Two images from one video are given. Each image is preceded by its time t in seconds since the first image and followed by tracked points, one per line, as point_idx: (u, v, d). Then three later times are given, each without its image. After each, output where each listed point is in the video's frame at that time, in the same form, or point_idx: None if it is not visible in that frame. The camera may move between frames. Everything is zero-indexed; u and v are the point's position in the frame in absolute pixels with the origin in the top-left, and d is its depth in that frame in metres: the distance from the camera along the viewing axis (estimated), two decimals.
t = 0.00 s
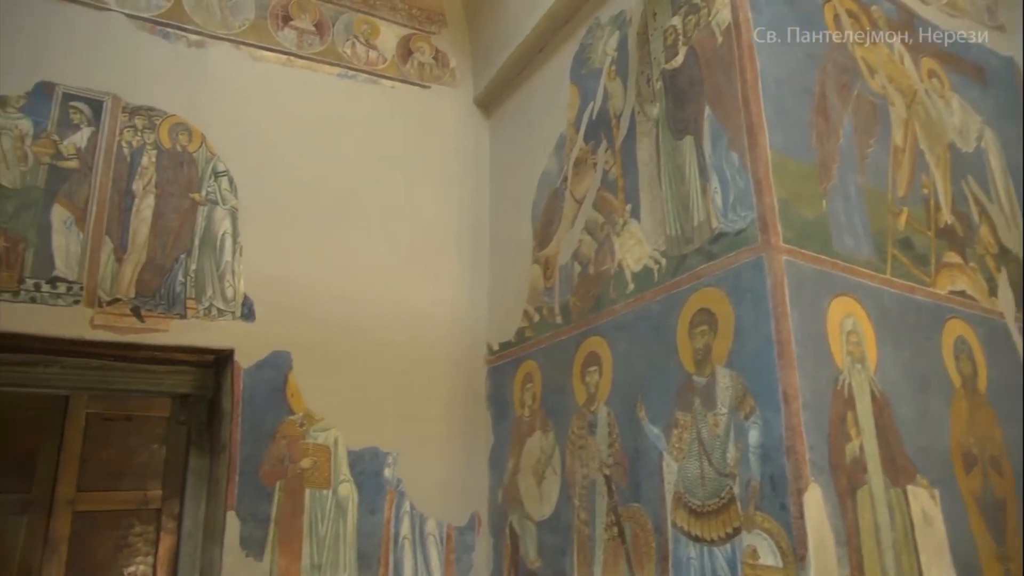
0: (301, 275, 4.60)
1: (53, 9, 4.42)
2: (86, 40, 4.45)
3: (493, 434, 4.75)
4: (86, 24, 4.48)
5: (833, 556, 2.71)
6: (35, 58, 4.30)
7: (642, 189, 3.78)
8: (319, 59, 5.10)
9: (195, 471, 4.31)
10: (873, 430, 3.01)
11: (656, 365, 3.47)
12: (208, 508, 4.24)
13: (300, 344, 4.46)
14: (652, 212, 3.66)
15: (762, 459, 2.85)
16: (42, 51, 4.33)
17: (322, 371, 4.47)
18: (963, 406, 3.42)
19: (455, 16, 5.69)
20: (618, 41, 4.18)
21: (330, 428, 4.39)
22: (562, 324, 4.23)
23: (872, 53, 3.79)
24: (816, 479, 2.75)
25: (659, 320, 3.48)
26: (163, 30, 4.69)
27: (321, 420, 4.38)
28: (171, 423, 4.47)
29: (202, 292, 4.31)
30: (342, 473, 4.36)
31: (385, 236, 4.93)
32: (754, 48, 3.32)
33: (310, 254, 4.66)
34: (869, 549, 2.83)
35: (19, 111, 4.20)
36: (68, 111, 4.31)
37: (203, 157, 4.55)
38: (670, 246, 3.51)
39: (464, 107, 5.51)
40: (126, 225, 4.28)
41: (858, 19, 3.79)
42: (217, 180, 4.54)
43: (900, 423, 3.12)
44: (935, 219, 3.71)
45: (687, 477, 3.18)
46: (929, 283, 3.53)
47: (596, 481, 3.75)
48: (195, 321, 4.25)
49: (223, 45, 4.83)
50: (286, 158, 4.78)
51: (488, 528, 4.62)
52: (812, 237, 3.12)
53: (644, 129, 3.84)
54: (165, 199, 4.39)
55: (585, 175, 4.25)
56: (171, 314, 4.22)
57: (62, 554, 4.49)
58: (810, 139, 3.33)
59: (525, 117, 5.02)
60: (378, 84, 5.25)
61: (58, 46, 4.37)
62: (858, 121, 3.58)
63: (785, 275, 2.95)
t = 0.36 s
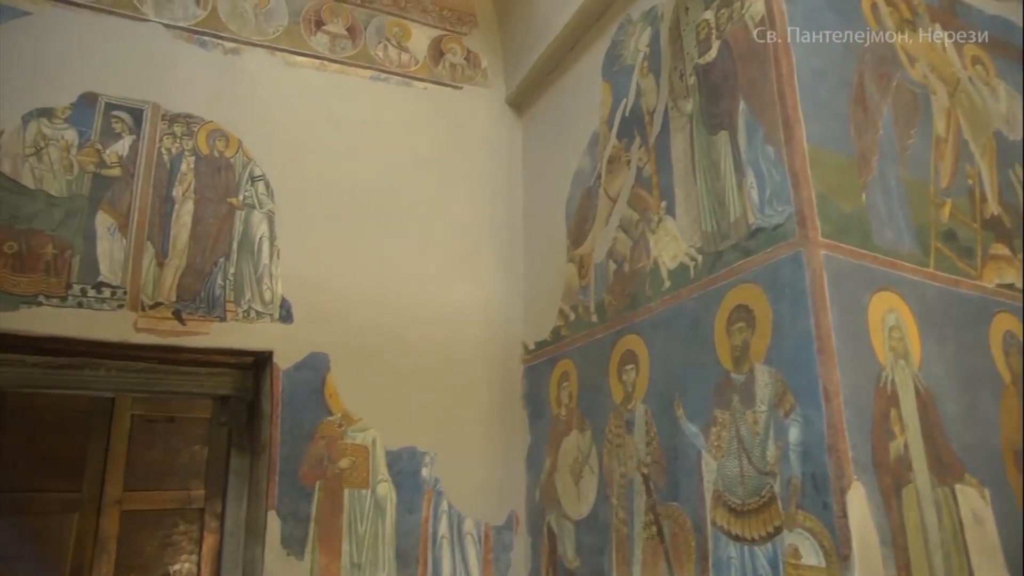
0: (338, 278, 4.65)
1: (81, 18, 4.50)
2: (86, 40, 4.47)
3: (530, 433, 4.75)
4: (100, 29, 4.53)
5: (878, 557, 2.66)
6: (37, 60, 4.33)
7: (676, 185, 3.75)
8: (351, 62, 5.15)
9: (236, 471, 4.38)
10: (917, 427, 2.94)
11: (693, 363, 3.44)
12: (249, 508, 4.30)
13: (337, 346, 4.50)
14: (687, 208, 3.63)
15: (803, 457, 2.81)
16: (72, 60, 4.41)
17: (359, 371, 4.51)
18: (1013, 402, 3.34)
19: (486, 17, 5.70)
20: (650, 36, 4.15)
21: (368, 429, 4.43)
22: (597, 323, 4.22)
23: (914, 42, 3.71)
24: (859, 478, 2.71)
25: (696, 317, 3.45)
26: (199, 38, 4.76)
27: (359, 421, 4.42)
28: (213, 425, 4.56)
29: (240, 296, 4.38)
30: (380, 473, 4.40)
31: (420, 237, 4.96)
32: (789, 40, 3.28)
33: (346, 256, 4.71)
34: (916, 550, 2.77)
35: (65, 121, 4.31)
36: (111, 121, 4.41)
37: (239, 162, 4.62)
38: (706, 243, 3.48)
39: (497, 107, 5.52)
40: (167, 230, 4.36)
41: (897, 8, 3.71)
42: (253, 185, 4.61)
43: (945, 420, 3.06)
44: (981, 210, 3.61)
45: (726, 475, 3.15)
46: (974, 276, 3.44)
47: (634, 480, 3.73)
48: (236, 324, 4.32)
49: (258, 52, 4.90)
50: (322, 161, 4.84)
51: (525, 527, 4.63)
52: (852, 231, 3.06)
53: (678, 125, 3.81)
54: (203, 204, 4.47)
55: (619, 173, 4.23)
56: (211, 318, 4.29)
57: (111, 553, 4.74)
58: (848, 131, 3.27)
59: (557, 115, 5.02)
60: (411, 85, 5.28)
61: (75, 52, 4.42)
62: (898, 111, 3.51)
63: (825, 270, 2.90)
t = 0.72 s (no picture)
0: (375, 279, 4.68)
1: (124, 29, 4.61)
2: (117, 48, 4.55)
3: (569, 432, 4.75)
4: (143, 40, 4.63)
5: (928, 557, 2.59)
6: (58, 69, 4.38)
7: (714, 181, 3.71)
8: (385, 65, 5.18)
9: (280, 471, 4.45)
10: (968, 424, 2.76)
11: (734, 360, 3.40)
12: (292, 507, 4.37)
13: (376, 347, 4.54)
14: (725, 204, 3.59)
15: (848, 455, 2.76)
16: (117, 70, 4.52)
17: (397, 371, 4.54)
18: None
19: (518, 16, 5.70)
20: (685, 31, 4.11)
21: (408, 429, 4.47)
22: (635, 320, 4.19)
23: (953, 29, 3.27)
24: (908, 476, 2.64)
25: (736, 314, 3.41)
26: (237, 46, 4.84)
27: (399, 421, 4.46)
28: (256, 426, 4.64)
29: (280, 298, 4.44)
30: (420, 473, 4.42)
31: (457, 238, 4.98)
32: (827, 30, 3.22)
33: (384, 257, 4.75)
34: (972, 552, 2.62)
35: (110, 131, 4.42)
36: (153, 129, 4.51)
37: (278, 167, 4.69)
38: (744, 239, 3.44)
39: (532, 106, 5.52)
40: (208, 235, 4.44)
41: None
42: (292, 189, 4.67)
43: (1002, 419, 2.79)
44: None
45: (769, 473, 3.11)
46: None
47: (675, 479, 3.70)
48: (277, 327, 4.39)
49: (295, 57, 4.96)
50: (360, 164, 4.88)
51: (566, 526, 4.62)
52: (896, 223, 2.98)
53: (715, 120, 3.77)
54: (243, 209, 4.54)
55: (655, 169, 4.20)
56: (252, 321, 4.36)
57: (160, 549, 4.79)
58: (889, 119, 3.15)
59: (592, 113, 5.00)
60: (445, 87, 5.30)
61: (119, 63, 4.53)
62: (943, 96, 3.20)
63: (868, 264, 2.84)
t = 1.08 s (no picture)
0: (414, 280, 4.71)
1: (166, 39, 4.71)
2: (160, 59, 4.65)
3: (610, 430, 4.73)
4: (184, 49, 4.72)
5: (984, 557, 2.52)
6: (103, 81, 4.50)
7: (754, 175, 3.66)
8: (421, 67, 5.21)
9: (323, 472, 4.51)
10: None
11: (777, 357, 3.35)
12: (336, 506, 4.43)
13: (416, 347, 4.57)
14: (766, 198, 3.55)
15: (897, 453, 2.71)
16: (160, 80, 4.62)
17: (438, 372, 4.57)
18: None
19: (552, 15, 5.70)
20: (721, 25, 4.06)
21: (449, 429, 4.49)
22: (676, 318, 4.16)
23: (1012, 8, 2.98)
24: (961, 474, 2.57)
25: (778, 310, 3.36)
26: (275, 53, 4.91)
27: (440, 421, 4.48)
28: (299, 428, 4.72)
29: (321, 300, 4.49)
30: (461, 472, 4.44)
31: (495, 238, 4.99)
32: (868, 19, 3.16)
33: (423, 258, 4.78)
34: None
35: (155, 139, 4.51)
36: (196, 136, 4.60)
37: (317, 170, 4.74)
38: (786, 234, 3.39)
39: (568, 104, 5.51)
40: (250, 239, 4.51)
41: None
42: (331, 192, 4.72)
43: None
44: None
45: (815, 471, 3.06)
46: None
47: (718, 477, 3.66)
48: (318, 329, 4.44)
49: (332, 62, 5.02)
50: (397, 167, 4.92)
51: (608, 525, 4.60)
52: (944, 214, 2.90)
53: (753, 114, 3.72)
54: (284, 213, 4.61)
55: (693, 165, 4.16)
56: (294, 323, 4.42)
57: (208, 548, 4.86)
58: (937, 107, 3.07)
59: (628, 109, 4.97)
60: (481, 87, 5.31)
61: (162, 73, 4.63)
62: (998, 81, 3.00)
63: (915, 257, 2.78)
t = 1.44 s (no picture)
0: (452, 281, 4.74)
1: (206, 48, 4.79)
2: (200, 67, 4.74)
3: (651, 428, 4.70)
4: (224, 57, 4.80)
5: None
6: (147, 91, 4.60)
7: (794, 168, 3.61)
8: (455, 68, 5.23)
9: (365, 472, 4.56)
10: None
11: (821, 353, 3.30)
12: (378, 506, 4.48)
13: (455, 347, 4.59)
14: (807, 192, 3.49)
15: (949, 450, 2.64)
16: (201, 88, 4.70)
17: (477, 372, 4.59)
18: None
19: (586, 12, 5.68)
20: (758, 17, 4.01)
21: (489, 428, 4.51)
22: (716, 314, 4.11)
23: None
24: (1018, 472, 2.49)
25: (821, 305, 3.30)
26: (312, 58, 4.97)
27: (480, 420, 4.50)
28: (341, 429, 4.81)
29: (360, 302, 4.54)
30: (502, 472, 4.45)
31: (532, 236, 4.99)
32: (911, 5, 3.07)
33: (460, 258, 4.80)
34: None
35: (197, 146, 4.60)
36: (236, 142, 4.67)
37: (354, 173, 4.79)
38: (828, 227, 3.33)
39: (603, 101, 5.48)
40: (290, 242, 4.57)
41: None
42: (369, 194, 4.77)
43: None
44: None
45: (862, 470, 3.01)
46: None
47: (762, 476, 3.62)
48: (359, 330, 4.48)
49: (368, 66, 5.06)
50: (434, 168, 4.94)
51: (650, 523, 4.57)
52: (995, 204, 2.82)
53: (793, 107, 3.67)
54: (323, 216, 4.66)
55: (732, 160, 4.11)
56: (335, 325, 4.47)
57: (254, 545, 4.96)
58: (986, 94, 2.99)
59: (664, 104, 4.93)
60: (516, 86, 5.32)
61: (203, 81, 4.72)
62: None
63: (965, 250, 2.71)
